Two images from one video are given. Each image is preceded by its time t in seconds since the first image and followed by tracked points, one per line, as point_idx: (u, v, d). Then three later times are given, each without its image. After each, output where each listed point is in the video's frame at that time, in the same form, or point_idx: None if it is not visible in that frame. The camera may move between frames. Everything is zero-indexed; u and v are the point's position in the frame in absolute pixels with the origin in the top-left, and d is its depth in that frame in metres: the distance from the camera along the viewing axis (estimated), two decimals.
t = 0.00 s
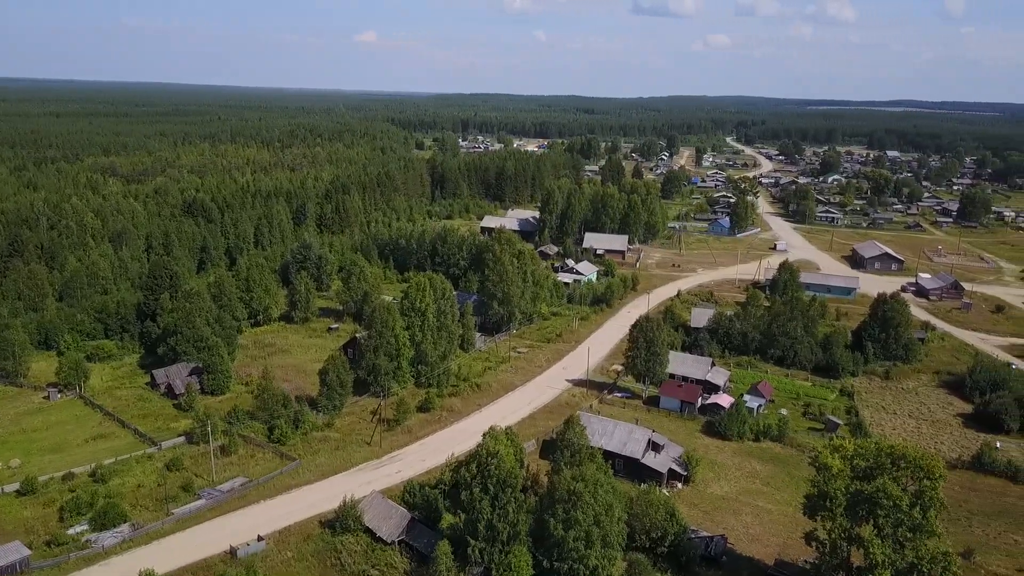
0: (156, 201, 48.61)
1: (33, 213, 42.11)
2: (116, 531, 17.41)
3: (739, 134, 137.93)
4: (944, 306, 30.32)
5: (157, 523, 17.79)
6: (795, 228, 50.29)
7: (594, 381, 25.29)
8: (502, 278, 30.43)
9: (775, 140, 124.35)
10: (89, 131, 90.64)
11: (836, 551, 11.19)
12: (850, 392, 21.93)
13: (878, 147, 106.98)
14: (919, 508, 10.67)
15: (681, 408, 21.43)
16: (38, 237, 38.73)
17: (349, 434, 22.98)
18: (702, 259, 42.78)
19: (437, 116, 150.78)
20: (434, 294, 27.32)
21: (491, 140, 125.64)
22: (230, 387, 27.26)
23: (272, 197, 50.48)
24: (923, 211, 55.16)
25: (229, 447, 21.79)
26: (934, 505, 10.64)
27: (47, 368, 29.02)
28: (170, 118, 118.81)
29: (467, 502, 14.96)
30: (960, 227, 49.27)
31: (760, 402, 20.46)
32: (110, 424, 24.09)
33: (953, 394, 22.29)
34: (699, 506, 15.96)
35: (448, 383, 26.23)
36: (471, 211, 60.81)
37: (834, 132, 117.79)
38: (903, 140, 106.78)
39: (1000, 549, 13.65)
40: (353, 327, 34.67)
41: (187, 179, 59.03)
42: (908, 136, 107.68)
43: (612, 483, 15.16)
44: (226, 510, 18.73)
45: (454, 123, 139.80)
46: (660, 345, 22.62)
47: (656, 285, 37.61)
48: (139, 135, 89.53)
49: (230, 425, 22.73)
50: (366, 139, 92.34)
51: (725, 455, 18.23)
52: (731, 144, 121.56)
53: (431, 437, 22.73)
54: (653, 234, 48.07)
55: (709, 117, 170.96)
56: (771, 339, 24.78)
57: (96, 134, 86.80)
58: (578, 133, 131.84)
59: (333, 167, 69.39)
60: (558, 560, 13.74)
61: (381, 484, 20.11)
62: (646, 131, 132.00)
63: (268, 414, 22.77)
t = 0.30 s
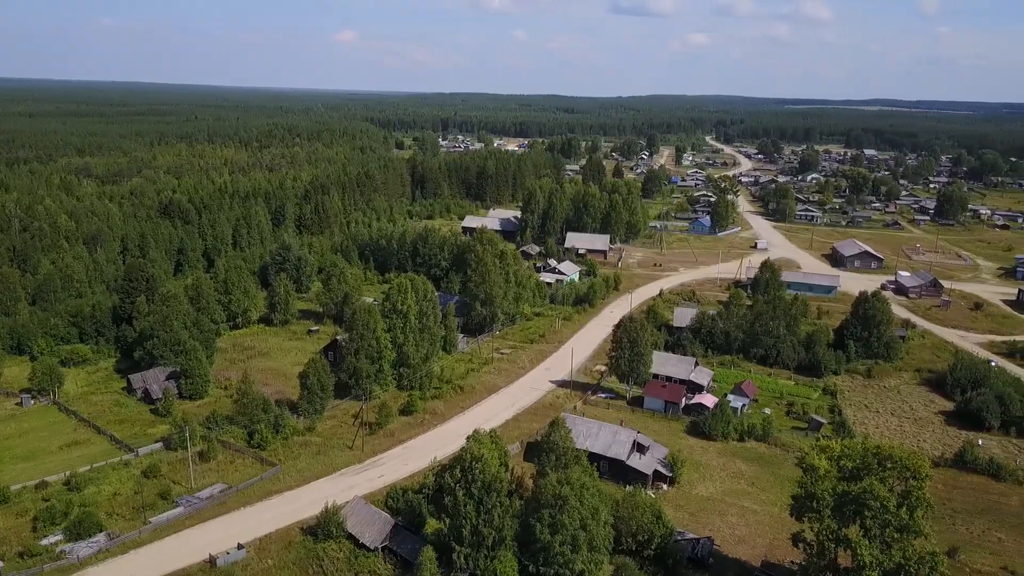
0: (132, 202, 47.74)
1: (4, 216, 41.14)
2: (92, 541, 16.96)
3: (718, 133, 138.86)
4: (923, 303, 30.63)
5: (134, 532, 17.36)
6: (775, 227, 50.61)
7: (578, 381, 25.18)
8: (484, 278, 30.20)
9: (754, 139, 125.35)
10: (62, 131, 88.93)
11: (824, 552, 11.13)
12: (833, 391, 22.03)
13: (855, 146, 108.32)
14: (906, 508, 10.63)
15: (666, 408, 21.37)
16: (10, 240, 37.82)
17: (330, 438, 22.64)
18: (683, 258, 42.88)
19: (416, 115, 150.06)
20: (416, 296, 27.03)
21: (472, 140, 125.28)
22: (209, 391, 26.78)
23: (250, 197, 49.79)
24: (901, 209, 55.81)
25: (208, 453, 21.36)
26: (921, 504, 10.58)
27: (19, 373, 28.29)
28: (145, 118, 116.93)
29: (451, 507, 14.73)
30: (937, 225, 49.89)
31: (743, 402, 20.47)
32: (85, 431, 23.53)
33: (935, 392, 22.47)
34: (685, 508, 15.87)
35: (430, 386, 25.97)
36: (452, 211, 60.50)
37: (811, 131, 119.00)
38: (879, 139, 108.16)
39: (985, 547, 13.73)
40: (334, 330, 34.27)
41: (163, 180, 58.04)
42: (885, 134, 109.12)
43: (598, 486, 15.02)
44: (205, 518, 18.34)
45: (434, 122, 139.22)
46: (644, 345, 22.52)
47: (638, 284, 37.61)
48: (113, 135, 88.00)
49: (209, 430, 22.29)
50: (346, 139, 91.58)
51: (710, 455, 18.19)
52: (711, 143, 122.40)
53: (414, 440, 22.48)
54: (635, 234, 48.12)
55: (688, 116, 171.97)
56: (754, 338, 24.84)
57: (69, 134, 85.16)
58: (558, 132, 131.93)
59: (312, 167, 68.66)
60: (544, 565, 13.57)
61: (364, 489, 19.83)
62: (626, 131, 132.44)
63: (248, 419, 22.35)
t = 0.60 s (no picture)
0: (106, 203, 46.81)
1: None
2: (66, 552, 16.49)
3: (698, 132, 139.65)
4: (903, 301, 30.91)
5: (109, 542, 16.91)
6: (755, 225, 50.90)
7: (562, 382, 25.05)
8: (466, 279, 29.99)
9: (733, 137, 126.22)
10: (33, 131, 87.15)
11: (812, 555, 11.09)
12: (815, 390, 22.11)
13: (832, 144, 109.54)
14: (893, 509, 10.61)
15: (649, 408, 21.31)
16: None
17: (312, 443, 22.30)
18: (665, 258, 42.98)
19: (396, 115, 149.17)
20: (397, 297, 26.73)
21: (452, 139, 124.74)
22: (186, 396, 26.28)
23: (228, 198, 49.06)
24: (879, 207, 56.43)
25: (186, 459, 20.93)
26: (908, 504, 10.57)
27: None
28: (119, 117, 114.96)
29: (436, 513, 14.50)
30: (915, 223, 50.49)
31: (727, 401, 20.47)
32: (58, 437, 22.95)
33: (916, 390, 22.65)
34: (670, 510, 15.79)
35: (413, 388, 25.70)
36: (433, 211, 60.14)
37: (790, 130, 120.10)
38: (856, 138, 109.42)
39: (970, 545, 13.81)
40: (314, 332, 33.84)
41: (138, 181, 57.03)
42: (861, 133, 110.45)
43: (584, 489, 14.90)
44: (184, 526, 17.93)
45: (414, 122, 138.50)
46: (627, 345, 22.38)
47: (620, 284, 37.62)
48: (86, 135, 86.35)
49: (187, 436, 21.84)
50: (325, 138, 90.76)
51: (695, 456, 18.13)
52: (690, 142, 123.08)
53: (397, 444, 22.21)
54: (616, 233, 48.15)
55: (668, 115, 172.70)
56: (737, 337, 24.89)
57: (41, 134, 83.43)
58: (539, 131, 131.90)
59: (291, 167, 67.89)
60: (530, 571, 13.40)
61: (346, 494, 19.53)
62: (606, 130, 132.76)
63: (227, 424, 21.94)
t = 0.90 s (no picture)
0: (80, 204, 45.87)
1: None
2: (38, 564, 15.98)
3: (677, 131, 140.29)
4: (883, 299, 31.17)
5: (84, 553, 16.44)
6: (736, 224, 51.16)
7: (545, 384, 24.90)
8: (448, 280, 29.72)
9: (712, 136, 127.02)
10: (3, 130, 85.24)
11: (799, 557, 11.02)
12: (798, 389, 22.17)
13: (811, 143, 110.70)
14: (880, 510, 10.55)
15: (633, 409, 21.21)
16: None
17: (292, 447, 21.93)
18: (647, 257, 43.02)
19: (375, 114, 148.25)
20: (378, 299, 26.40)
21: (432, 138, 124.14)
22: (164, 401, 25.76)
23: (206, 198, 48.27)
24: (858, 205, 56.97)
25: (163, 466, 20.47)
26: (895, 506, 10.52)
27: None
28: (93, 117, 112.91)
29: (419, 519, 14.25)
30: (893, 221, 51.03)
31: (711, 401, 20.44)
32: (31, 445, 22.35)
33: (898, 388, 22.79)
34: (656, 511, 15.67)
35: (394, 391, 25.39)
36: (414, 211, 59.75)
37: (768, 129, 121.14)
38: (833, 137, 110.66)
39: (955, 545, 13.87)
40: (293, 334, 33.37)
41: (113, 181, 55.97)
42: (839, 132, 111.68)
43: (569, 493, 14.74)
44: (161, 535, 17.50)
45: (394, 121, 137.64)
46: (611, 346, 22.23)
47: (603, 283, 37.56)
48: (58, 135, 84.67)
49: (164, 442, 21.37)
50: (303, 138, 89.88)
51: (680, 457, 18.05)
52: (670, 141, 123.60)
53: (379, 448, 21.92)
54: (597, 232, 48.15)
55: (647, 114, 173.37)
56: (719, 337, 24.91)
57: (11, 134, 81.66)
58: (519, 130, 131.80)
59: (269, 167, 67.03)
60: None
61: (327, 500, 19.22)
62: (586, 129, 133.01)
63: (204, 429, 21.50)
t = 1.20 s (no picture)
0: (52, 206, 44.84)
1: None
2: None
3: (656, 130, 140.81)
4: (863, 297, 31.40)
5: (57, 565, 15.95)
6: (716, 223, 51.38)
7: (528, 385, 24.71)
8: (429, 281, 29.41)
9: (691, 135, 127.76)
10: None
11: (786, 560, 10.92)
12: (781, 388, 22.21)
13: (789, 142, 111.71)
14: (867, 511, 10.49)
15: (617, 410, 21.09)
16: None
17: (272, 453, 21.53)
18: (628, 256, 43.01)
19: (355, 113, 147.17)
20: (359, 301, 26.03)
21: (412, 137, 123.48)
22: (140, 406, 25.21)
23: (182, 199, 47.41)
24: (837, 204, 57.50)
25: (139, 473, 19.97)
26: (882, 507, 10.48)
27: None
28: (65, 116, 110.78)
29: (402, 526, 13.99)
30: (871, 219, 51.56)
31: (695, 401, 20.39)
32: (2, 454, 21.71)
33: (880, 386, 22.92)
34: (641, 514, 15.54)
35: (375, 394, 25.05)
36: (394, 211, 59.30)
37: (746, 128, 122.11)
38: (811, 136, 111.85)
39: (940, 543, 13.93)
40: (272, 337, 32.85)
41: (85, 182, 54.86)
42: (816, 131, 112.83)
43: (554, 497, 14.56)
44: (137, 545, 17.05)
45: (372, 120, 136.71)
46: (594, 347, 22.04)
47: (585, 283, 37.47)
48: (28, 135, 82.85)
49: (140, 449, 20.86)
50: (281, 138, 88.89)
51: (665, 458, 17.95)
52: (650, 140, 124.08)
53: (361, 453, 21.60)
54: (579, 232, 48.10)
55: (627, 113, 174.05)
56: (702, 336, 24.90)
57: None
58: (499, 129, 131.60)
59: (246, 167, 66.13)
60: None
61: (308, 507, 18.87)
62: (565, 128, 133.14)
63: (181, 435, 21.03)
